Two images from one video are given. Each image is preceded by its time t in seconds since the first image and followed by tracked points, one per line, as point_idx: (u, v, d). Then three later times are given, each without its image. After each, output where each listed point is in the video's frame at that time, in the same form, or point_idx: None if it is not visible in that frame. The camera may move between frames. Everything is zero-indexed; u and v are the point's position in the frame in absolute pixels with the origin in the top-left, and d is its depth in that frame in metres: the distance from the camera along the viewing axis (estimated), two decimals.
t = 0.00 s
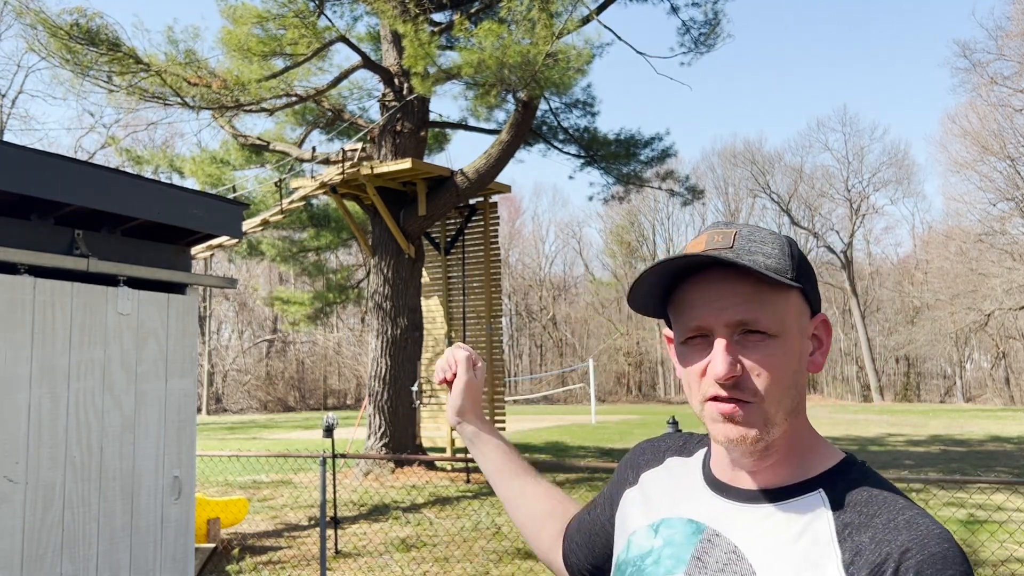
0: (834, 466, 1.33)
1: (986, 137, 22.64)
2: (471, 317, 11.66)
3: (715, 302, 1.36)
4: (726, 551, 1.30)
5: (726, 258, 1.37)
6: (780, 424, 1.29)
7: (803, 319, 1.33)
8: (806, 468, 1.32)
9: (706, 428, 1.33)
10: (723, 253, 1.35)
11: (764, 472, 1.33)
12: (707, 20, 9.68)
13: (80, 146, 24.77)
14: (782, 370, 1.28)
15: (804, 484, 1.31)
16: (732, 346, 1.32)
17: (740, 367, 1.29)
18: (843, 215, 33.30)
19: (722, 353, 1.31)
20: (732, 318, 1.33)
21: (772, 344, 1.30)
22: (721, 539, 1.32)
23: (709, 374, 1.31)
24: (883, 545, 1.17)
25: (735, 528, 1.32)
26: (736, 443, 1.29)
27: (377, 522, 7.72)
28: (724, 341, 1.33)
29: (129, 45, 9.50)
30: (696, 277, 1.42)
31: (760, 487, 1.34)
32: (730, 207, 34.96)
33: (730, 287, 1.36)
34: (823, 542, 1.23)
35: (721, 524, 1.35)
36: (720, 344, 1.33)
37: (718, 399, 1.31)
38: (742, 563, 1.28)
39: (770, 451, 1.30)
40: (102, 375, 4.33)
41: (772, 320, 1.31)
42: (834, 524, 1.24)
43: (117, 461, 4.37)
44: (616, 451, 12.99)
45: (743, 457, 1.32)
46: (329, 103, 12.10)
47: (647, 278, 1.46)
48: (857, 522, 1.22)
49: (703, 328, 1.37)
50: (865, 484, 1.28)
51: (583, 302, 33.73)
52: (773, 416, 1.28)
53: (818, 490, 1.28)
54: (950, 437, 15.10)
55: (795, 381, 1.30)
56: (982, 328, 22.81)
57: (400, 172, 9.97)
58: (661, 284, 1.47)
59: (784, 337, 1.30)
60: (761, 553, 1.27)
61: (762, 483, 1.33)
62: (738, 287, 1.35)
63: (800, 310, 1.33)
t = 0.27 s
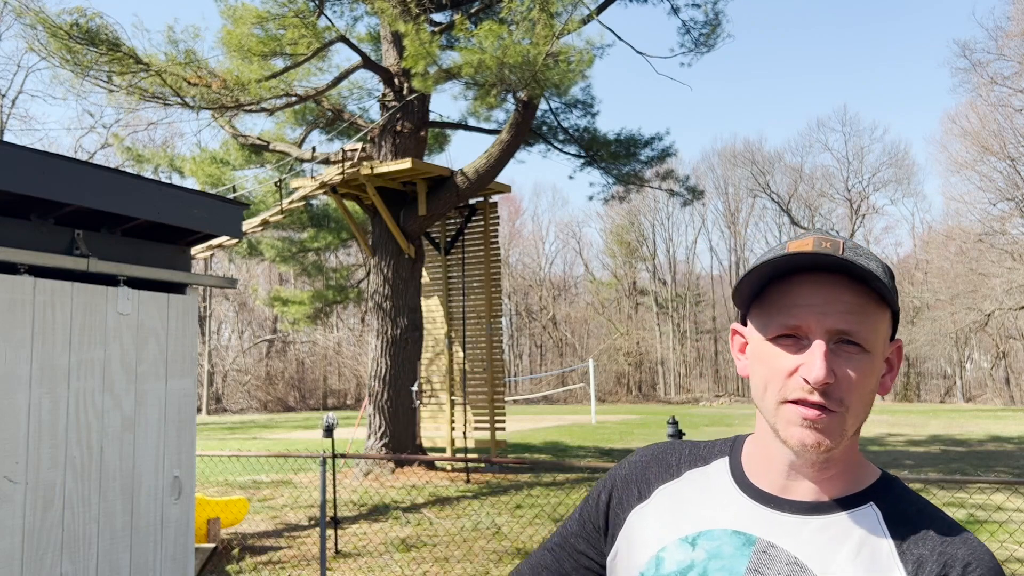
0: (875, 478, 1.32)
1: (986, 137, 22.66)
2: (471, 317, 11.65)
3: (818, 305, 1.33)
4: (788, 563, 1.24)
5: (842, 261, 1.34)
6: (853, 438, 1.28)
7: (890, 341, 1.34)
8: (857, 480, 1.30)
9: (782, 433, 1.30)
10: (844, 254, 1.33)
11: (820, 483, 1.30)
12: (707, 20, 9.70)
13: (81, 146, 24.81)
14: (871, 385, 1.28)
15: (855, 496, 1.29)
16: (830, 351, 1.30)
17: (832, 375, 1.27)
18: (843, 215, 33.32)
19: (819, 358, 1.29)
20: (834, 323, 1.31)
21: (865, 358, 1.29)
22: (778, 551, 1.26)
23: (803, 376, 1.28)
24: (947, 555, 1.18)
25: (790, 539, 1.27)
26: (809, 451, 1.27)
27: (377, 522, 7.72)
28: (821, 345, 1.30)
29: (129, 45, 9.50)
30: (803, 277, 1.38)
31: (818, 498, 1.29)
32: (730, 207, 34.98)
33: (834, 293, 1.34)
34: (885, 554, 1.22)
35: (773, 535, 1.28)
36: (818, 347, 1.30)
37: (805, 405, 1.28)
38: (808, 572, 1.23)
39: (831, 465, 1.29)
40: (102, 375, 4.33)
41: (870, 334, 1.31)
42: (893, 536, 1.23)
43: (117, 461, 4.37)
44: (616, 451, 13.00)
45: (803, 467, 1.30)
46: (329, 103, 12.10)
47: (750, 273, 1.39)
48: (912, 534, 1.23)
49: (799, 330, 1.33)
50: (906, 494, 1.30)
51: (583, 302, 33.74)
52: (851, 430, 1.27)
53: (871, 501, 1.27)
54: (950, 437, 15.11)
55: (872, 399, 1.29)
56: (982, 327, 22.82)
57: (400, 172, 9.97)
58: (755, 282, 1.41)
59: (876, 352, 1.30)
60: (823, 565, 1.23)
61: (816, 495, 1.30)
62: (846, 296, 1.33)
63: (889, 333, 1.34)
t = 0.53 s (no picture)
0: (867, 477, 1.46)
1: (986, 138, 22.67)
2: (471, 317, 11.65)
3: (842, 306, 1.43)
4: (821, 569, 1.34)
5: (875, 271, 1.45)
6: (856, 438, 1.38)
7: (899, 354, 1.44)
8: (852, 481, 1.43)
9: (791, 429, 1.39)
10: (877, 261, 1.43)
11: (826, 485, 1.41)
12: (708, 20, 9.70)
13: (81, 146, 24.79)
14: (877, 388, 1.38)
15: (858, 498, 1.42)
16: (849, 349, 1.39)
17: (846, 374, 1.37)
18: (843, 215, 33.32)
19: (836, 356, 1.38)
20: (855, 326, 1.41)
21: (878, 362, 1.39)
22: (809, 560, 1.35)
23: (818, 371, 1.37)
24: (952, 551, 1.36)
25: (814, 546, 1.36)
26: (815, 446, 1.37)
27: (377, 522, 7.73)
28: (842, 343, 1.40)
29: (129, 45, 9.51)
30: (834, 278, 1.47)
31: (825, 501, 1.40)
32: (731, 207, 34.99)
33: (862, 298, 1.44)
34: (897, 551, 1.36)
35: (799, 543, 1.36)
36: (837, 346, 1.39)
37: (817, 398, 1.37)
38: None
39: (831, 462, 1.39)
40: (102, 374, 4.33)
41: (886, 342, 1.42)
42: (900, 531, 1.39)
43: (117, 461, 4.38)
44: (616, 451, 12.99)
45: (806, 461, 1.39)
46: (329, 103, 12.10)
47: (786, 265, 1.47)
48: (915, 530, 1.39)
49: (819, 327, 1.42)
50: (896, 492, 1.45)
51: (583, 302, 33.74)
52: (856, 430, 1.37)
53: (874, 500, 1.42)
54: (949, 437, 15.11)
55: (876, 404, 1.39)
56: (982, 327, 22.79)
57: (400, 172, 9.97)
58: (783, 278, 1.48)
59: (886, 358, 1.41)
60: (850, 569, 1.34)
61: (821, 496, 1.41)
62: (868, 301, 1.44)
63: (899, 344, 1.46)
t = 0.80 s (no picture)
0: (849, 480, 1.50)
1: (986, 138, 22.65)
2: (471, 317, 11.65)
3: (836, 301, 1.42)
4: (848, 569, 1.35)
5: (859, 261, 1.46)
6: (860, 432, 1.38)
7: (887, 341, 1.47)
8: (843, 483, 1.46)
9: (797, 429, 1.37)
10: (865, 252, 1.44)
11: (828, 483, 1.41)
12: (708, 19, 9.70)
13: (81, 146, 24.78)
14: (876, 378, 1.39)
15: (851, 497, 1.45)
16: (847, 344, 1.38)
17: (850, 367, 1.36)
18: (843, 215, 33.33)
19: (836, 351, 1.37)
20: (851, 319, 1.41)
21: (873, 352, 1.40)
22: (835, 560, 1.35)
23: (821, 368, 1.35)
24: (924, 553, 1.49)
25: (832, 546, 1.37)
26: (828, 443, 1.35)
27: (377, 522, 7.73)
28: (840, 339, 1.39)
29: (129, 45, 9.50)
30: (824, 273, 1.46)
31: (827, 503, 1.41)
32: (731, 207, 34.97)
33: (850, 289, 1.45)
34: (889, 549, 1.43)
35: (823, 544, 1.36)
36: (835, 341, 1.38)
37: (824, 396, 1.35)
38: None
39: (838, 457, 1.38)
40: (102, 374, 4.33)
41: (877, 330, 1.43)
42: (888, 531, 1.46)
43: (117, 461, 4.38)
44: (616, 451, 12.99)
45: (812, 458, 1.37)
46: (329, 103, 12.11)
47: (779, 267, 1.43)
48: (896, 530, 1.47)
49: (816, 324, 1.40)
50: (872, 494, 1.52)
51: (583, 302, 33.74)
52: (861, 422, 1.37)
53: (864, 499, 1.47)
54: (949, 437, 15.11)
55: (874, 395, 1.40)
56: (982, 327, 22.77)
57: (400, 172, 9.97)
58: (772, 279, 1.45)
59: (878, 346, 1.43)
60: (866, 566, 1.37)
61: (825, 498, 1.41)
62: (857, 294, 1.44)
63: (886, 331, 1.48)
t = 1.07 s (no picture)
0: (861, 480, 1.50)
1: (987, 138, 22.65)
2: (471, 317, 11.64)
3: (820, 291, 1.44)
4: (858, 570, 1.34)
5: (831, 245, 1.48)
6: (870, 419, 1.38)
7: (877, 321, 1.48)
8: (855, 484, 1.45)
9: (807, 423, 1.36)
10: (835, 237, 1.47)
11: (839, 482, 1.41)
12: (708, 19, 9.69)
13: (81, 146, 24.77)
14: (876, 360, 1.40)
15: (862, 495, 1.45)
16: (840, 331, 1.40)
17: (849, 354, 1.36)
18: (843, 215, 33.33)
19: (831, 340, 1.38)
20: (839, 306, 1.43)
21: (867, 334, 1.42)
22: (847, 564, 1.34)
23: (819, 360, 1.36)
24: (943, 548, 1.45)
25: (842, 549, 1.36)
26: (841, 437, 1.35)
27: (377, 522, 7.73)
28: (832, 327, 1.40)
29: (129, 45, 9.50)
30: (802, 267, 1.48)
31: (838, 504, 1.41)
32: (731, 207, 34.97)
33: (832, 276, 1.47)
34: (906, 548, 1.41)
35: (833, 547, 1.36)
36: (828, 332, 1.39)
37: (830, 387, 1.35)
38: None
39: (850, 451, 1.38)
40: (102, 374, 4.33)
41: (865, 312, 1.45)
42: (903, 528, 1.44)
43: (117, 461, 4.38)
44: (616, 451, 13.00)
45: (825, 455, 1.37)
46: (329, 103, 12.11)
47: (755, 271, 1.45)
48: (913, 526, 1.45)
49: (806, 318, 1.42)
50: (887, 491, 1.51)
51: (583, 302, 33.75)
52: (871, 407, 1.37)
53: (875, 498, 1.46)
54: (950, 437, 15.11)
55: (878, 378, 1.40)
56: (982, 327, 22.77)
57: (400, 172, 9.97)
58: (751, 286, 1.47)
59: (871, 327, 1.44)
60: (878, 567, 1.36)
61: (836, 499, 1.41)
62: (836, 280, 1.46)
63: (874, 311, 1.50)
